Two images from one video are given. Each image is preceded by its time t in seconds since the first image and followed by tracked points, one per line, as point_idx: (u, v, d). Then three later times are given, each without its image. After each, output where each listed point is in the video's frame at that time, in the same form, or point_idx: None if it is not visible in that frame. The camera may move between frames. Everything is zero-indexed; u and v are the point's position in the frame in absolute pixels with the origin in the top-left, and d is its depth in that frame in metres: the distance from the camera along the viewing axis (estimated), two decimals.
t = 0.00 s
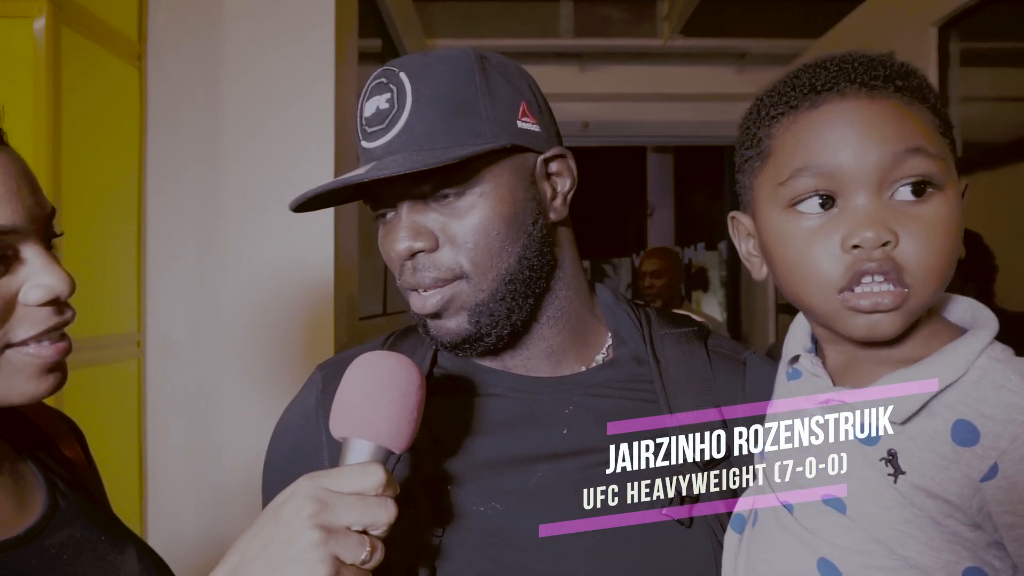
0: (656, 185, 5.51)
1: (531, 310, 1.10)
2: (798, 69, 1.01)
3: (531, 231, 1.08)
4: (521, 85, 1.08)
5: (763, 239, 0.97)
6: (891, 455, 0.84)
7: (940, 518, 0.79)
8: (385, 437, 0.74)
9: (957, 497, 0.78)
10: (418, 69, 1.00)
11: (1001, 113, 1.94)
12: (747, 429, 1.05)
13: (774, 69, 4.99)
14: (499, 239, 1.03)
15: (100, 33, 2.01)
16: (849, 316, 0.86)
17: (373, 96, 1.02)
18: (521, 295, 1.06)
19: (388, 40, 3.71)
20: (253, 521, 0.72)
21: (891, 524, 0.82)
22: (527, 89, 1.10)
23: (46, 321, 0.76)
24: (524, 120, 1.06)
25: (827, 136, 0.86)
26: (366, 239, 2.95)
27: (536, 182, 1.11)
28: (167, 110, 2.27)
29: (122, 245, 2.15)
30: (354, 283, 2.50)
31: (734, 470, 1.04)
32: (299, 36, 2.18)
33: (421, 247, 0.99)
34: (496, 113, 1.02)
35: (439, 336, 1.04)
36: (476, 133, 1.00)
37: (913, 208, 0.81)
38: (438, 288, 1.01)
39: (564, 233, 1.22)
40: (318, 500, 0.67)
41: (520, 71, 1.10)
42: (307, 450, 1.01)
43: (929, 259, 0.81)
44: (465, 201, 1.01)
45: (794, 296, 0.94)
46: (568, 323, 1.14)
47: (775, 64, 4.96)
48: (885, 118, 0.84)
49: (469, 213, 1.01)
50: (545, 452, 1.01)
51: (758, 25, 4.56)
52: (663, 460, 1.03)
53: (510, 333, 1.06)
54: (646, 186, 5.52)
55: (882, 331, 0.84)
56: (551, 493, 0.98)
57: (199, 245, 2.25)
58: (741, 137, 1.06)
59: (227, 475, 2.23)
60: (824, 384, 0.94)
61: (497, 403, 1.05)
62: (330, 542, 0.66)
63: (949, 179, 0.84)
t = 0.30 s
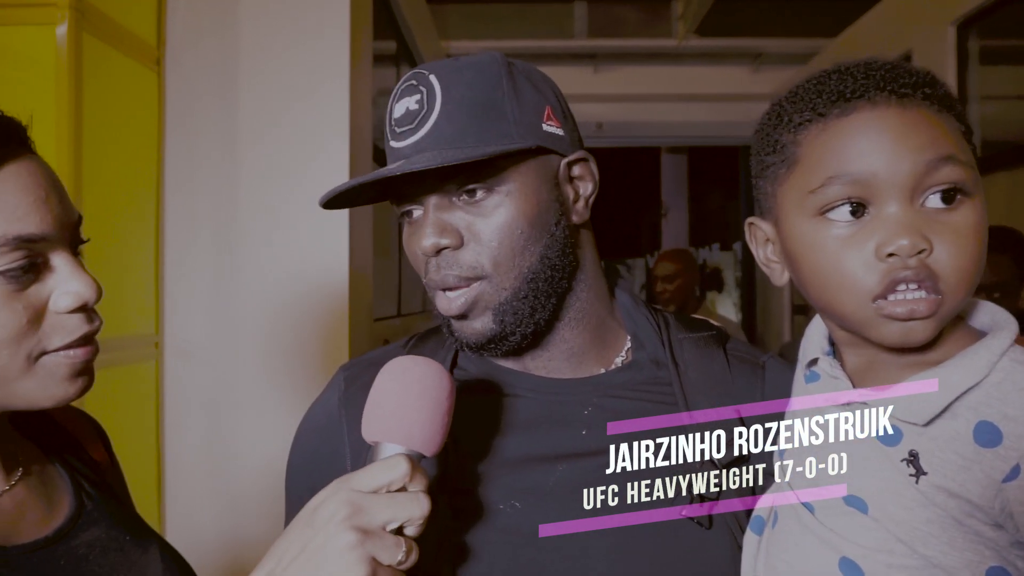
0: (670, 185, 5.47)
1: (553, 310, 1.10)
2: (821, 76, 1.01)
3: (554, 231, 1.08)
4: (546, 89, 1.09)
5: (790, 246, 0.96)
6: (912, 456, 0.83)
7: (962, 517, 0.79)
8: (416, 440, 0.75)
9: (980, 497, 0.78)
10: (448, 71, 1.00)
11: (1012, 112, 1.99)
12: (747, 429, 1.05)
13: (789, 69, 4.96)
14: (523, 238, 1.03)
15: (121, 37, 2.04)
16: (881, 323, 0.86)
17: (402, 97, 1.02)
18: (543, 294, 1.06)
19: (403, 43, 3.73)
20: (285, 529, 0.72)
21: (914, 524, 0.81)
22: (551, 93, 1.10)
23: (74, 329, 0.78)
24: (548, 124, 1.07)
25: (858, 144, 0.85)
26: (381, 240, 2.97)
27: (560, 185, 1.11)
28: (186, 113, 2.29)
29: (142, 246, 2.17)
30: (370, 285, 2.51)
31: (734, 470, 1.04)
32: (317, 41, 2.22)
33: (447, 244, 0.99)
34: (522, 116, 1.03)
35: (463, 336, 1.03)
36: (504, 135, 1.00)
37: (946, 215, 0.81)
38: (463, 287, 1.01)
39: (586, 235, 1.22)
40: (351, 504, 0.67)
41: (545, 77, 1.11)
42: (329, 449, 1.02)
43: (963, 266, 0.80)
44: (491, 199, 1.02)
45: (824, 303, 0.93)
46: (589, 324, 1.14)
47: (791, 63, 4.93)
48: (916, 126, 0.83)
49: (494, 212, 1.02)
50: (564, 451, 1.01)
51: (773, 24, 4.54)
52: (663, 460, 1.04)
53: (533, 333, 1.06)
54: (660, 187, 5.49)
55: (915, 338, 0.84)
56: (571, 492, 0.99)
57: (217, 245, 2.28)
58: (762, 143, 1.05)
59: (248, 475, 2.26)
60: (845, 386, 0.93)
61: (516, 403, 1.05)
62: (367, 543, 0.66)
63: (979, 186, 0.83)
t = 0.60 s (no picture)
0: (678, 186, 5.49)
1: (564, 307, 1.12)
2: (832, 87, 1.03)
3: (567, 232, 1.11)
4: (561, 96, 1.11)
5: (800, 248, 0.99)
6: (916, 446, 0.85)
7: (963, 505, 0.80)
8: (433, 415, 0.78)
9: (980, 486, 0.79)
10: (468, 76, 1.03)
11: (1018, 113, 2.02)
12: (747, 429, 1.06)
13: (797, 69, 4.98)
14: (537, 238, 1.06)
15: (134, 39, 2.07)
16: (887, 320, 0.88)
17: (423, 101, 1.05)
18: (555, 291, 1.09)
19: (412, 45, 3.77)
20: (309, 493, 0.76)
21: (917, 513, 0.82)
22: (566, 99, 1.12)
23: (108, 321, 0.83)
24: (562, 128, 1.09)
25: (866, 150, 0.87)
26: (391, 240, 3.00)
27: (573, 188, 1.13)
28: (201, 116, 2.34)
29: (156, 246, 2.21)
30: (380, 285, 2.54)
31: (735, 470, 1.05)
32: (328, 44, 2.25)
33: (463, 242, 1.02)
34: (538, 121, 1.05)
35: (475, 328, 1.06)
36: (520, 138, 1.03)
37: (949, 218, 0.83)
38: (477, 282, 1.03)
39: (598, 237, 1.24)
40: (369, 469, 0.70)
41: (562, 86, 1.13)
42: (345, 442, 1.05)
43: (966, 267, 0.82)
44: (506, 200, 1.05)
45: (833, 302, 0.95)
46: (599, 323, 1.16)
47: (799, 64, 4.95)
48: (922, 133, 0.85)
49: (510, 212, 1.04)
50: (574, 444, 1.04)
51: (780, 24, 4.55)
52: (663, 460, 1.06)
53: (544, 329, 1.09)
54: (668, 187, 5.51)
55: (919, 334, 0.85)
56: (580, 482, 1.02)
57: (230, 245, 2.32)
58: (775, 151, 1.08)
59: (263, 471, 2.30)
60: (852, 379, 0.95)
61: (528, 398, 1.07)
62: (384, 506, 0.70)
63: (984, 192, 0.85)
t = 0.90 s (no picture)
0: (690, 186, 5.51)
1: (579, 303, 1.15)
2: (845, 91, 1.05)
3: (580, 232, 1.14)
4: (574, 101, 1.14)
5: (811, 244, 1.01)
6: (921, 434, 0.87)
7: (965, 489, 0.83)
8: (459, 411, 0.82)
9: (982, 472, 0.82)
10: (484, 84, 1.07)
11: None
12: (747, 429, 1.07)
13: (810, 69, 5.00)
14: (552, 237, 1.09)
15: (155, 44, 2.13)
16: (894, 313, 0.90)
17: (442, 108, 1.09)
18: (571, 289, 1.12)
19: (425, 47, 3.83)
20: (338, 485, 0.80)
21: (922, 497, 0.86)
22: (578, 103, 1.15)
23: (154, 309, 0.90)
24: (576, 132, 1.12)
25: (876, 150, 0.90)
26: (405, 240, 3.05)
27: (586, 189, 1.17)
28: (220, 118, 2.39)
29: (177, 246, 2.28)
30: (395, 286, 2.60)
31: (734, 470, 1.07)
32: (348, 49, 2.32)
33: (482, 241, 1.06)
34: (552, 125, 1.09)
35: (495, 327, 1.10)
36: (535, 142, 1.06)
37: (955, 216, 0.85)
38: (496, 281, 1.07)
39: (612, 236, 1.28)
40: (398, 462, 0.74)
41: (574, 90, 1.16)
42: (367, 431, 1.09)
43: (970, 263, 0.85)
44: (522, 201, 1.08)
45: (842, 296, 0.98)
46: (611, 319, 1.19)
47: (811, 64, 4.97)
48: (930, 135, 0.88)
49: (526, 213, 1.08)
50: (590, 433, 1.08)
51: (793, 23, 4.57)
52: (663, 460, 1.08)
53: (560, 325, 1.12)
54: (680, 188, 5.53)
55: (924, 327, 0.88)
56: (595, 471, 1.05)
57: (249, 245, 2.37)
58: (788, 152, 1.11)
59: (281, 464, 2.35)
60: (859, 370, 0.98)
61: (545, 390, 1.11)
62: (412, 497, 0.73)
63: (989, 192, 0.88)
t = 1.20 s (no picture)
0: (707, 187, 5.51)
1: (607, 300, 1.18)
2: (838, 110, 1.07)
3: (610, 231, 1.17)
4: (606, 105, 1.17)
5: (815, 264, 1.03)
6: (934, 445, 0.89)
7: (980, 497, 0.85)
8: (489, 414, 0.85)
9: (996, 480, 0.84)
10: (522, 85, 1.11)
11: None
12: (747, 429, 1.09)
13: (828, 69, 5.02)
14: (583, 235, 1.12)
15: (181, 51, 2.19)
16: (900, 330, 0.92)
17: (480, 107, 1.12)
18: (600, 286, 1.15)
19: (444, 50, 3.88)
20: (373, 484, 0.83)
21: (938, 502, 0.87)
22: (610, 109, 1.18)
23: (195, 314, 0.94)
24: (607, 135, 1.15)
25: (873, 175, 0.92)
26: (424, 241, 3.10)
27: (616, 190, 1.20)
28: (245, 122, 2.45)
29: (200, 248, 2.33)
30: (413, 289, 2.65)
31: (734, 471, 1.09)
32: (369, 57, 2.37)
33: (515, 234, 1.08)
34: (585, 126, 1.12)
35: (526, 324, 1.13)
36: (569, 142, 1.09)
37: (955, 234, 0.87)
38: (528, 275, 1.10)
39: (638, 239, 1.30)
40: (433, 462, 0.77)
41: (607, 98, 1.19)
42: (393, 425, 1.12)
43: (971, 279, 0.87)
44: (555, 198, 1.11)
45: (848, 314, 0.99)
46: (635, 319, 1.22)
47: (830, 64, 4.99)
48: (923, 157, 0.90)
49: (559, 209, 1.11)
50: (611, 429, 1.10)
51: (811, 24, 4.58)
52: (663, 460, 1.09)
53: (590, 322, 1.15)
54: (697, 188, 5.53)
55: (930, 343, 0.90)
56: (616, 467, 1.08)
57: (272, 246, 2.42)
58: (787, 172, 1.12)
59: (302, 461, 2.39)
60: (872, 381, 0.98)
61: (567, 385, 1.14)
62: (446, 496, 0.77)
63: (985, 207, 0.90)
